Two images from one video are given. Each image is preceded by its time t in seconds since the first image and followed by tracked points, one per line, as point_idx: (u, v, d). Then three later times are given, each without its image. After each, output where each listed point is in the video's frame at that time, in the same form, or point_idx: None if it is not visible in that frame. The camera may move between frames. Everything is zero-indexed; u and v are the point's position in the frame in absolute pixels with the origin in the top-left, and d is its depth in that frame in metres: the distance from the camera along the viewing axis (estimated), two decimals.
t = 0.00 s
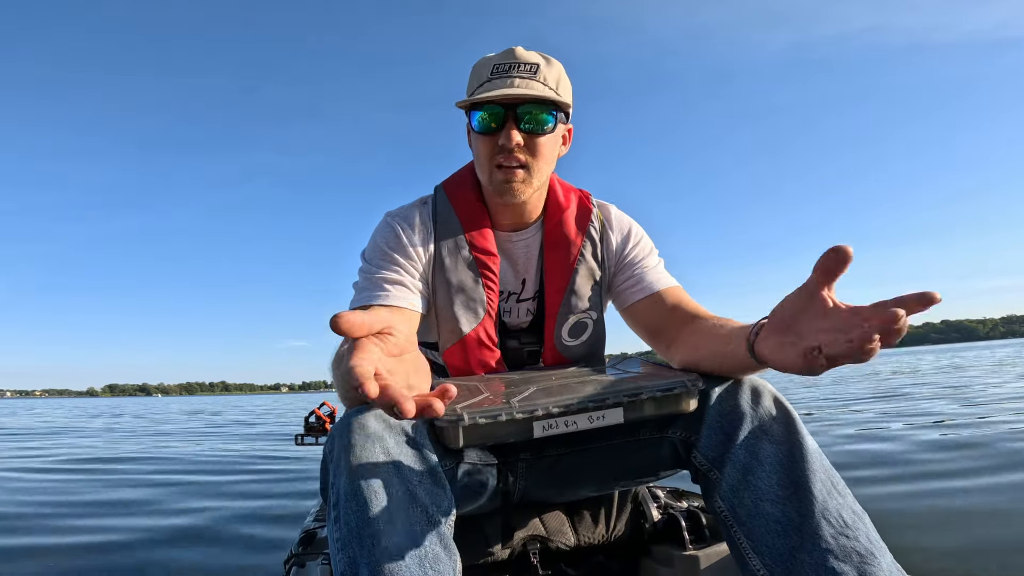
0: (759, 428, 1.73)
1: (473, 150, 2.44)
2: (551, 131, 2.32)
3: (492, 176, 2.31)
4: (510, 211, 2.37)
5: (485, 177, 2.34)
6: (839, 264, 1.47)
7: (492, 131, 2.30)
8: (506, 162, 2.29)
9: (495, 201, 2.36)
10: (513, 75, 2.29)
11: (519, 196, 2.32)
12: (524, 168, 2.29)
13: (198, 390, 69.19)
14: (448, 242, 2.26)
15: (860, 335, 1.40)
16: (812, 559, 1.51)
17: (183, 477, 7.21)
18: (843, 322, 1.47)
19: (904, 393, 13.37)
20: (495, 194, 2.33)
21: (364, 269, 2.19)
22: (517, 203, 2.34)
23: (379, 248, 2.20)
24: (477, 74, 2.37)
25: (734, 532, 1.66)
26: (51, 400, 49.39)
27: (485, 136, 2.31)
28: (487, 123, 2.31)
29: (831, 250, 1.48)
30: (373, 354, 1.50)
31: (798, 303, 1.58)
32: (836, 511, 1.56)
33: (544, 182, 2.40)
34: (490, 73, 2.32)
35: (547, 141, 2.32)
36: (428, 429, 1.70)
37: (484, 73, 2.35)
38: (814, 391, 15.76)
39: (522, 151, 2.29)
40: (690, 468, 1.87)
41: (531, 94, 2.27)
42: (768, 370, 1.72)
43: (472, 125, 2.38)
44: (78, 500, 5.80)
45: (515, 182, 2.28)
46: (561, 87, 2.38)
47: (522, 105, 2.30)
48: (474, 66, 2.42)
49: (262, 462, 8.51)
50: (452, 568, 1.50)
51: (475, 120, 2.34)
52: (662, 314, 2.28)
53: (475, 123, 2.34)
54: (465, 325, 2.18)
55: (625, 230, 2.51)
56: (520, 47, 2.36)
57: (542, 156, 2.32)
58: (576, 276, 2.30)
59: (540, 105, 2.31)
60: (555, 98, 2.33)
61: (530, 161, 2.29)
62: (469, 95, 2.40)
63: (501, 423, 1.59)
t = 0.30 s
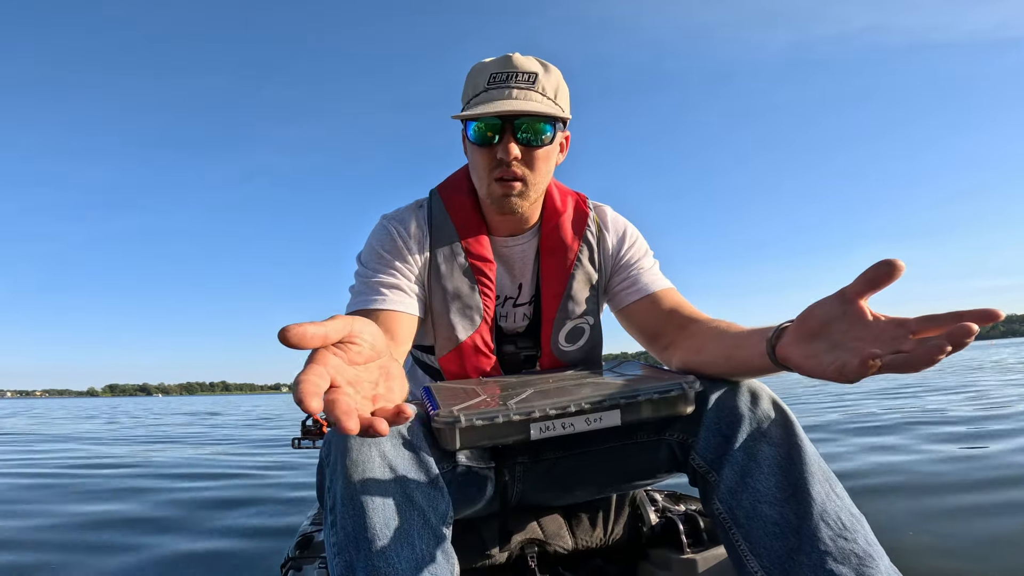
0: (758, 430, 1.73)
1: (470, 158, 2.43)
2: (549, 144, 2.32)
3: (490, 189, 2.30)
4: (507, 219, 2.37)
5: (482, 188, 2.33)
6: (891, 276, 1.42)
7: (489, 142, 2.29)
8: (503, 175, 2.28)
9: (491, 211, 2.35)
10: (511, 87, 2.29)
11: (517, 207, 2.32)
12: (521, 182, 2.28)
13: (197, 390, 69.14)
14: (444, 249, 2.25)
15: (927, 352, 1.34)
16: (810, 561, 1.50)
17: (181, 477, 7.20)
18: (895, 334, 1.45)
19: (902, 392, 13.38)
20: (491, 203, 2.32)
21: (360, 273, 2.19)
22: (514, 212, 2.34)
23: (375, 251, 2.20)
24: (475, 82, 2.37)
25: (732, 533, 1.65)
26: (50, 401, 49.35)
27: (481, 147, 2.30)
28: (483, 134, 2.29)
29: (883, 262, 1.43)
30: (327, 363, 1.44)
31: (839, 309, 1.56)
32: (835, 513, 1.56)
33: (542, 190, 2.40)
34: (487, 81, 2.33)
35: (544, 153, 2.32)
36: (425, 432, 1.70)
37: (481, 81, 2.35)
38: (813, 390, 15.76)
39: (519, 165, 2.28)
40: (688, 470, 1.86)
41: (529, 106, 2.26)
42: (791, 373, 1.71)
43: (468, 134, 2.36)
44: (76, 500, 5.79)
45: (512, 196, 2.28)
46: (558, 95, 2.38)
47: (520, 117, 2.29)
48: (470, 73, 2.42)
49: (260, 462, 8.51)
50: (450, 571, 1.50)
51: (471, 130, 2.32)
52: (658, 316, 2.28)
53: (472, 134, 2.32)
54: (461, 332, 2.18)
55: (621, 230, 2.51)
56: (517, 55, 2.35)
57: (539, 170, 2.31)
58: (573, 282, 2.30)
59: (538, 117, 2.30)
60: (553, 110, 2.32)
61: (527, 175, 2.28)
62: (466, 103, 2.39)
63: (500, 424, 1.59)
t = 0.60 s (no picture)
0: (758, 433, 1.73)
1: (471, 158, 2.44)
2: (550, 141, 2.32)
3: (492, 187, 2.29)
4: (508, 220, 2.37)
5: (483, 187, 2.33)
6: (887, 281, 1.44)
7: (490, 140, 2.29)
8: (505, 173, 2.28)
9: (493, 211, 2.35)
10: (512, 85, 2.29)
11: (518, 207, 2.32)
12: (523, 179, 2.28)
13: (197, 390, 69.20)
14: (446, 249, 2.26)
15: (914, 357, 1.35)
16: (810, 564, 1.50)
17: (180, 477, 7.20)
18: (888, 339, 1.46)
19: (902, 394, 13.37)
20: (493, 202, 2.32)
21: (361, 273, 2.19)
22: (516, 212, 2.34)
23: (376, 251, 2.20)
24: (476, 82, 2.37)
25: (731, 536, 1.65)
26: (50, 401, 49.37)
27: (483, 145, 2.31)
28: (485, 132, 2.29)
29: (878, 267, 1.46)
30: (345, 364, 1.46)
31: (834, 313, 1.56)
32: (834, 516, 1.56)
33: (543, 190, 2.40)
34: (488, 81, 2.33)
35: (546, 150, 2.32)
36: (425, 433, 1.70)
37: (482, 81, 2.35)
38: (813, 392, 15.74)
39: (521, 162, 2.28)
40: (688, 473, 1.86)
41: (531, 103, 2.27)
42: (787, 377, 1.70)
43: (469, 133, 2.36)
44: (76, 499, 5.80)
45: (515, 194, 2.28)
46: (558, 95, 2.38)
47: (521, 114, 2.30)
48: (470, 73, 2.42)
49: (260, 463, 8.51)
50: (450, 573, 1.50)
51: (472, 129, 2.33)
52: (659, 318, 2.28)
53: (473, 132, 2.32)
54: (462, 333, 2.18)
55: (622, 233, 2.51)
56: (518, 55, 2.36)
57: (541, 167, 2.31)
58: (574, 283, 2.30)
59: (539, 115, 2.31)
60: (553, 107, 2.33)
61: (529, 172, 2.29)
62: (467, 102, 2.39)
63: (500, 426, 1.59)
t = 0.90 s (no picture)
0: (759, 433, 1.73)
1: (477, 149, 2.44)
2: (558, 129, 2.34)
3: (500, 170, 2.29)
4: (514, 209, 2.37)
5: (490, 174, 2.33)
6: (803, 272, 1.53)
7: (500, 126, 2.30)
8: (514, 156, 2.28)
9: (501, 198, 2.35)
10: (522, 73, 2.30)
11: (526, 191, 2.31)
12: (533, 162, 2.28)
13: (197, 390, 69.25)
14: (450, 242, 2.26)
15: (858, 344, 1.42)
16: (810, 564, 1.51)
17: (182, 476, 7.20)
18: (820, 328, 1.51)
19: (906, 392, 13.34)
20: (501, 189, 2.31)
21: (364, 269, 2.19)
22: (522, 199, 2.34)
23: (380, 247, 2.20)
24: (485, 74, 2.36)
25: (732, 536, 1.66)
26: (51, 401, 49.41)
27: (492, 132, 2.31)
28: (494, 119, 2.30)
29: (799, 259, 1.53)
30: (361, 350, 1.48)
31: (774, 311, 1.64)
32: (834, 516, 1.56)
33: (550, 179, 2.40)
34: (498, 71, 2.33)
35: (554, 138, 2.34)
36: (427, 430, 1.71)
37: (491, 73, 2.35)
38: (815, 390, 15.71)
39: (531, 146, 2.28)
40: (688, 472, 1.87)
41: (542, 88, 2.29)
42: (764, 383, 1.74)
43: (477, 123, 2.37)
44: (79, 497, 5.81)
45: (524, 176, 2.28)
46: (566, 86, 2.40)
47: (530, 101, 2.32)
48: (478, 69, 2.43)
49: (262, 462, 8.51)
50: (451, 570, 1.51)
51: (481, 117, 2.34)
52: (663, 315, 2.29)
53: (482, 120, 2.33)
54: (465, 326, 2.18)
55: (626, 230, 2.52)
56: (525, 49, 2.38)
57: (550, 153, 2.32)
58: (576, 278, 2.30)
59: (547, 102, 2.33)
60: (562, 95, 2.36)
61: (539, 155, 2.29)
62: (475, 94, 2.38)
63: (501, 424, 1.59)
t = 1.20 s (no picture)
0: (759, 430, 1.73)
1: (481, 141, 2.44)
2: (561, 120, 2.35)
3: (504, 160, 2.29)
4: (517, 201, 2.38)
5: (494, 164, 2.32)
6: (800, 299, 1.42)
7: (505, 116, 2.30)
8: (519, 145, 2.28)
9: (505, 189, 2.35)
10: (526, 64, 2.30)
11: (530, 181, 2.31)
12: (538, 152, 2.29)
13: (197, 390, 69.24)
14: (451, 234, 2.26)
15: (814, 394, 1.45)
16: (810, 561, 1.51)
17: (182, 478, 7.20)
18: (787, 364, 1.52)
19: (905, 393, 13.33)
20: (505, 179, 2.31)
21: (365, 262, 2.20)
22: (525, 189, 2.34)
23: (382, 241, 2.20)
24: (490, 66, 2.36)
25: (733, 533, 1.67)
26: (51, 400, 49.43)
27: (498, 121, 2.31)
28: (499, 109, 2.31)
29: (794, 286, 1.42)
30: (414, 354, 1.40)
31: (745, 331, 1.62)
32: (834, 513, 1.56)
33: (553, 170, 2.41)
34: (503, 62, 2.32)
35: (557, 129, 2.35)
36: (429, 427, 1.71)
37: (496, 65, 2.34)
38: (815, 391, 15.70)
39: (536, 134, 2.29)
40: (689, 469, 1.88)
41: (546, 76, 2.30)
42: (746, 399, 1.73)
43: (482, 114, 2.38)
44: (78, 499, 5.81)
45: (528, 167, 2.28)
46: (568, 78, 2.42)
47: (535, 91, 2.33)
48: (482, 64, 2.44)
49: (262, 464, 8.50)
50: (451, 566, 1.51)
51: (486, 108, 2.34)
52: (663, 310, 2.29)
53: (487, 111, 2.33)
54: (467, 319, 2.17)
55: (626, 225, 2.53)
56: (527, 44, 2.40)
57: (554, 142, 2.33)
58: (577, 271, 2.31)
59: (551, 93, 2.34)
60: (565, 84, 2.38)
61: (544, 144, 2.30)
62: (480, 86, 2.37)
63: (502, 421, 1.59)
